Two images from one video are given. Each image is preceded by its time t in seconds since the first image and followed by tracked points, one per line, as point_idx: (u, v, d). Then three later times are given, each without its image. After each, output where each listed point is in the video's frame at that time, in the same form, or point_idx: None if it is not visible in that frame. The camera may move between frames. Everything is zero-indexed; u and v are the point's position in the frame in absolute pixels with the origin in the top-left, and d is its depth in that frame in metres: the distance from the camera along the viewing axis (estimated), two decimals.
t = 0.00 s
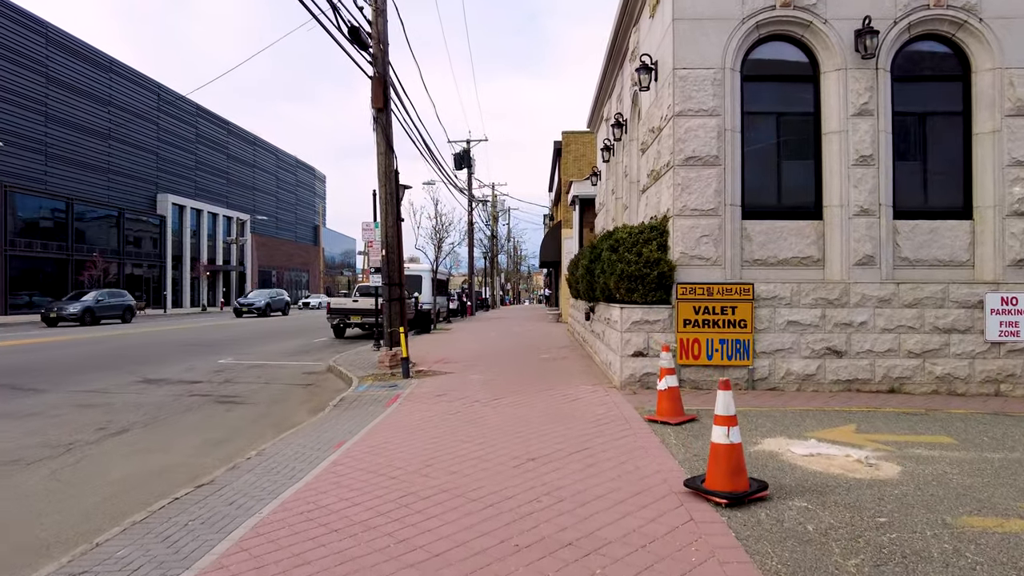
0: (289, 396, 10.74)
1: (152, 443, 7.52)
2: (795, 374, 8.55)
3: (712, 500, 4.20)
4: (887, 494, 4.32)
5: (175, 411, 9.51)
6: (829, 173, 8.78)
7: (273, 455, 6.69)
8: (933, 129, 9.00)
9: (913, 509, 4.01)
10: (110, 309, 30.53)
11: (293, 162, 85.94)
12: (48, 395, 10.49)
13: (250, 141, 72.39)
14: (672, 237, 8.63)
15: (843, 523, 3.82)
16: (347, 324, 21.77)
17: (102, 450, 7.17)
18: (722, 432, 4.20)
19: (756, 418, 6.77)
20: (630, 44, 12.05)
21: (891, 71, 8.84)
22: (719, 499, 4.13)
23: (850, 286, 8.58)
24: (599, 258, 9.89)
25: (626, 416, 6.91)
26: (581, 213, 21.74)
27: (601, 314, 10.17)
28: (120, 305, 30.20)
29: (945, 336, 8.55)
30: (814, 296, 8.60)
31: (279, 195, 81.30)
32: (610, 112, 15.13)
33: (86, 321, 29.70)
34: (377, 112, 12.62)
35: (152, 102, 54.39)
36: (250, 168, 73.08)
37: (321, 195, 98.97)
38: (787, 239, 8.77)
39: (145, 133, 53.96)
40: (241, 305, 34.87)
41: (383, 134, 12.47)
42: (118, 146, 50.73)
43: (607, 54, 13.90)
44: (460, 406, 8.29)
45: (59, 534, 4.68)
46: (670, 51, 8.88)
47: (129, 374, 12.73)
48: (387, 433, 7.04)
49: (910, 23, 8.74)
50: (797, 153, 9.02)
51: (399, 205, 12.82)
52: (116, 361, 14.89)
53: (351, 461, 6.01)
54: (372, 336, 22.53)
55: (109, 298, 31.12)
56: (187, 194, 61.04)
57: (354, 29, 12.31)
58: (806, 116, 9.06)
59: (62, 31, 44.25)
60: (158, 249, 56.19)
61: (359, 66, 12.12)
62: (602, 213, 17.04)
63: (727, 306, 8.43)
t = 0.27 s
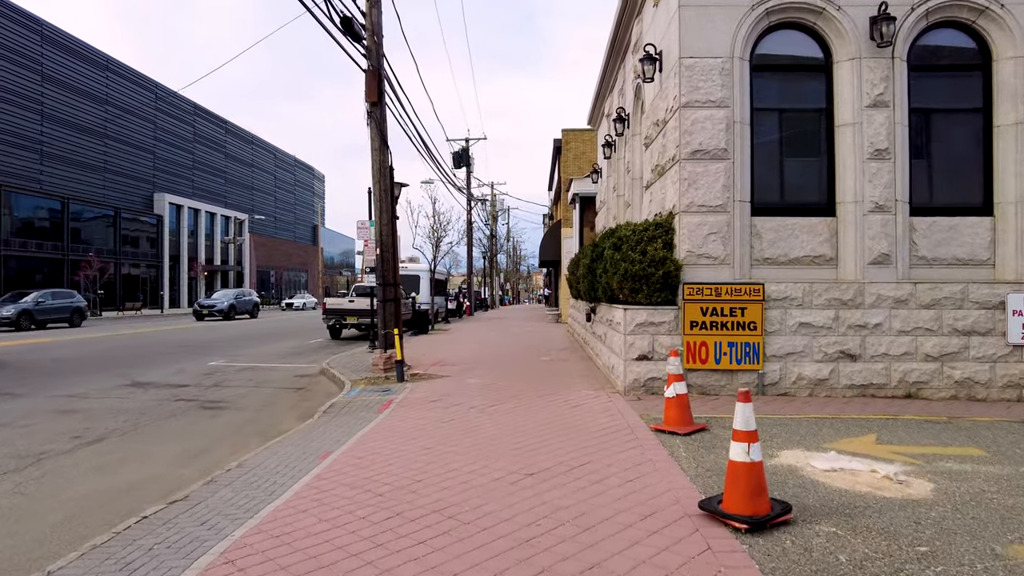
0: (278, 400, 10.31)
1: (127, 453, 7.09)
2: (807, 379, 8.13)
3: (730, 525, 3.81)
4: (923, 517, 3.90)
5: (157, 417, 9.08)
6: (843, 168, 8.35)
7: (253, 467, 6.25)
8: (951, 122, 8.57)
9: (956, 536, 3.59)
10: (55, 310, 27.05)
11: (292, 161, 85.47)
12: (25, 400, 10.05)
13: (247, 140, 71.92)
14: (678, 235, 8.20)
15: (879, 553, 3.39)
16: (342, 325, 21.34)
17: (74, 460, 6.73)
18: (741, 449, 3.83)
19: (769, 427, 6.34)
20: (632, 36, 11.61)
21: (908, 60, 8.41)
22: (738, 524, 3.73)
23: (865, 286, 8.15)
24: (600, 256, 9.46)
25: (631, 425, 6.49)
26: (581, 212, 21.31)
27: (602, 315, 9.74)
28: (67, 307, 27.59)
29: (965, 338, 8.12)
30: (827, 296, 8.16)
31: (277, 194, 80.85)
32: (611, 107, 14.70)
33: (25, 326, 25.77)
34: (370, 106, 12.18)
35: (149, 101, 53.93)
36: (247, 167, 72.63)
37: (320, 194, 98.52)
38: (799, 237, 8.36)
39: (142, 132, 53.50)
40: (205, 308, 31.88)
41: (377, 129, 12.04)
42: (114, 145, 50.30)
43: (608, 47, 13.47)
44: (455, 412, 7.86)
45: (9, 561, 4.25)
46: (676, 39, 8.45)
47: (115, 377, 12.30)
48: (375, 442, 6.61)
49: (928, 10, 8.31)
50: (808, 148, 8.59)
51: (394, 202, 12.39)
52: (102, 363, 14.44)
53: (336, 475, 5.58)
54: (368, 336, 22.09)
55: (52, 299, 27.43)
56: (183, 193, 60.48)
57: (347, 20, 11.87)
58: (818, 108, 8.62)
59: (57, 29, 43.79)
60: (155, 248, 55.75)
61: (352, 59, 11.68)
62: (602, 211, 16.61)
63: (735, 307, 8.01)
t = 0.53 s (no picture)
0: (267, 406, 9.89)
1: (102, 464, 6.67)
2: (821, 384, 7.72)
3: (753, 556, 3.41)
4: (967, 546, 3.49)
5: (139, 424, 8.67)
6: (858, 162, 7.94)
7: (233, 481, 5.84)
8: (971, 114, 8.16)
9: (1009, 572, 3.17)
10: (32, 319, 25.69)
11: (291, 161, 85.08)
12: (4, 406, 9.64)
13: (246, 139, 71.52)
14: (685, 233, 7.78)
15: None
16: (338, 326, 20.94)
17: (44, 472, 6.32)
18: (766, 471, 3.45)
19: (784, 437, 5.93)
20: (636, 27, 11.19)
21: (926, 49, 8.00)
22: (763, 556, 3.33)
23: (881, 287, 7.74)
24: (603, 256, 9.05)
25: (637, 436, 6.08)
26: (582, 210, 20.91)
27: (605, 317, 9.32)
28: None
29: (987, 341, 7.71)
30: (841, 298, 7.75)
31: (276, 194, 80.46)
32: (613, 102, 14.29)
33: None
34: (364, 101, 11.76)
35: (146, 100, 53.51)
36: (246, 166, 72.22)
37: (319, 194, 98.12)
38: (811, 235, 7.96)
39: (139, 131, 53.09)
40: (156, 310, 28.34)
41: (371, 125, 11.63)
42: (111, 145, 49.89)
43: (610, 39, 13.06)
44: (450, 420, 7.45)
45: None
46: (683, 27, 8.03)
47: (101, 380, 11.88)
48: (365, 454, 6.20)
49: None
50: (815, 144, 8.20)
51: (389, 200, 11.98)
52: (89, 366, 14.02)
53: (320, 491, 5.16)
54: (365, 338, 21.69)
55: None
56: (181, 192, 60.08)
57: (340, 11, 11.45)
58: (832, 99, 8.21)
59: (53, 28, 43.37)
60: (152, 248, 55.35)
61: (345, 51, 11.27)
62: (604, 209, 16.20)
63: (745, 308, 7.60)
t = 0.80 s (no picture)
0: (254, 410, 9.48)
1: (73, 474, 6.26)
2: (835, 389, 7.32)
3: None
4: None
5: (119, 429, 8.26)
6: (874, 155, 7.53)
7: (209, 494, 5.42)
8: (995, 106, 7.72)
9: None
10: None
11: (290, 160, 84.68)
12: None
13: (245, 138, 71.09)
14: (692, 230, 7.37)
15: None
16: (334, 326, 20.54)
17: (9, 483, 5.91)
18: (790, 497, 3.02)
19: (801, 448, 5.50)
20: (639, 16, 10.77)
21: (947, 36, 7.57)
22: None
23: (899, 287, 7.33)
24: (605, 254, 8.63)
25: (643, 446, 5.68)
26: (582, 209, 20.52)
27: (608, 318, 8.90)
28: None
29: (1012, 345, 7.29)
30: (857, 299, 7.34)
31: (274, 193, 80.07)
32: (616, 96, 13.86)
33: None
34: (357, 94, 11.34)
35: (144, 99, 53.07)
36: (245, 166, 71.81)
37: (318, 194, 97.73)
38: (825, 233, 7.56)
39: (136, 130, 52.65)
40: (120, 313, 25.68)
41: (364, 119, 11.21)
42: (108, 144, 49.45)
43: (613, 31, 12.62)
44: (444, 427, 7.04)
45: None
46: (690, 12, 7.61)
47: (85, 382, 11.45)
48: (351, 465, 5.80)
49: None
50: (823, 141, 7.76)
51: (384, 197, 11.56)
52: (76, 368, 13.59)
53: (299, 507, 4.75)
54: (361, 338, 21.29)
55: None
56: (179, 192, 59.70)
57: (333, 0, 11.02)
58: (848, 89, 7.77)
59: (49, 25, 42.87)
60: (150, 248, 54.97)
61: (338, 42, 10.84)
62: (605, 207, 15.78)
63: (756, 310, 7.19)
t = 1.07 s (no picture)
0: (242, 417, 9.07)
1: (39, 488, 5.84)
2: (852, 396, 6.90)
3: None
4: None
5: (97, 438, 7.84)
6: (892, 149, 7.12)
7: (182, 513, 5.01)
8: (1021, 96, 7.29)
9: None
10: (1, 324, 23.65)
11: (290, 160, 84.32)
12: None
13: (244, 137, 70.72)
14: (700, 228, 6.96)
15: None
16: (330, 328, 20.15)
17: None
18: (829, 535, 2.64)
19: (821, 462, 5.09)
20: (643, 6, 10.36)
21: (970, 22, 7.15)
22: None
23: (919, 288, 6.92)
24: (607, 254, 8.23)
25: (650, 460, 5.26)
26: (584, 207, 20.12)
27: (610, 321, 8.50)
28: None
29: None
30: (875, 300, 6.93)
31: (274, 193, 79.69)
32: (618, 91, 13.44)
33: None
34: (351, 88, 10.93)
35: (142, 98, 52.70)
36: (244, 166, 71.44)
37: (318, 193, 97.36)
38: (841, 231, 7.15)
39: (134, 129, 52.28)
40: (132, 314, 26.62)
41: (357, 114, 10.80)
42: (105, 143, 49.04)
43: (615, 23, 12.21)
44: (439, 437, 6.63)
45: None
46: None
47: (68, 388, 11.04)
48: (337, 481, 5.39)
49: None
50: (827, 137, 7.34)
51: (378, 195, 11.15)
52: (62, 371, 13.18)
53: (276, 530, 4.33)
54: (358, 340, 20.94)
55: None
56: (178, 192, 59.35)
57: None
58: (864, 79, 7.35)
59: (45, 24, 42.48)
60: (149, 248, 54.60)
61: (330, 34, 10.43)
62: (607, 206, 15.38)
63: (769, 312, 6.79)
